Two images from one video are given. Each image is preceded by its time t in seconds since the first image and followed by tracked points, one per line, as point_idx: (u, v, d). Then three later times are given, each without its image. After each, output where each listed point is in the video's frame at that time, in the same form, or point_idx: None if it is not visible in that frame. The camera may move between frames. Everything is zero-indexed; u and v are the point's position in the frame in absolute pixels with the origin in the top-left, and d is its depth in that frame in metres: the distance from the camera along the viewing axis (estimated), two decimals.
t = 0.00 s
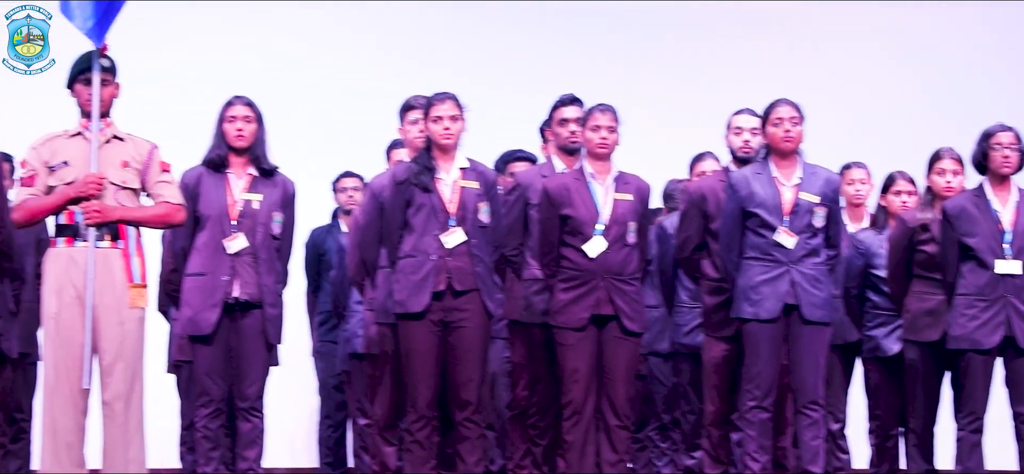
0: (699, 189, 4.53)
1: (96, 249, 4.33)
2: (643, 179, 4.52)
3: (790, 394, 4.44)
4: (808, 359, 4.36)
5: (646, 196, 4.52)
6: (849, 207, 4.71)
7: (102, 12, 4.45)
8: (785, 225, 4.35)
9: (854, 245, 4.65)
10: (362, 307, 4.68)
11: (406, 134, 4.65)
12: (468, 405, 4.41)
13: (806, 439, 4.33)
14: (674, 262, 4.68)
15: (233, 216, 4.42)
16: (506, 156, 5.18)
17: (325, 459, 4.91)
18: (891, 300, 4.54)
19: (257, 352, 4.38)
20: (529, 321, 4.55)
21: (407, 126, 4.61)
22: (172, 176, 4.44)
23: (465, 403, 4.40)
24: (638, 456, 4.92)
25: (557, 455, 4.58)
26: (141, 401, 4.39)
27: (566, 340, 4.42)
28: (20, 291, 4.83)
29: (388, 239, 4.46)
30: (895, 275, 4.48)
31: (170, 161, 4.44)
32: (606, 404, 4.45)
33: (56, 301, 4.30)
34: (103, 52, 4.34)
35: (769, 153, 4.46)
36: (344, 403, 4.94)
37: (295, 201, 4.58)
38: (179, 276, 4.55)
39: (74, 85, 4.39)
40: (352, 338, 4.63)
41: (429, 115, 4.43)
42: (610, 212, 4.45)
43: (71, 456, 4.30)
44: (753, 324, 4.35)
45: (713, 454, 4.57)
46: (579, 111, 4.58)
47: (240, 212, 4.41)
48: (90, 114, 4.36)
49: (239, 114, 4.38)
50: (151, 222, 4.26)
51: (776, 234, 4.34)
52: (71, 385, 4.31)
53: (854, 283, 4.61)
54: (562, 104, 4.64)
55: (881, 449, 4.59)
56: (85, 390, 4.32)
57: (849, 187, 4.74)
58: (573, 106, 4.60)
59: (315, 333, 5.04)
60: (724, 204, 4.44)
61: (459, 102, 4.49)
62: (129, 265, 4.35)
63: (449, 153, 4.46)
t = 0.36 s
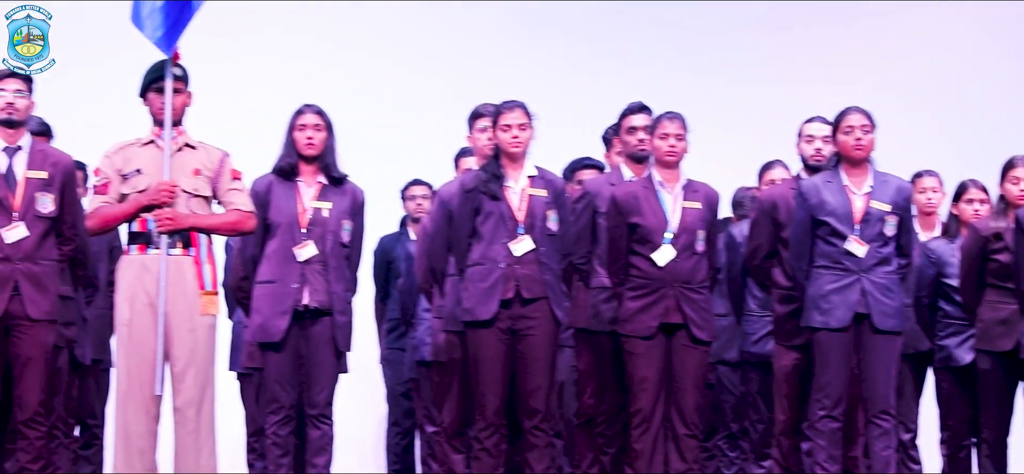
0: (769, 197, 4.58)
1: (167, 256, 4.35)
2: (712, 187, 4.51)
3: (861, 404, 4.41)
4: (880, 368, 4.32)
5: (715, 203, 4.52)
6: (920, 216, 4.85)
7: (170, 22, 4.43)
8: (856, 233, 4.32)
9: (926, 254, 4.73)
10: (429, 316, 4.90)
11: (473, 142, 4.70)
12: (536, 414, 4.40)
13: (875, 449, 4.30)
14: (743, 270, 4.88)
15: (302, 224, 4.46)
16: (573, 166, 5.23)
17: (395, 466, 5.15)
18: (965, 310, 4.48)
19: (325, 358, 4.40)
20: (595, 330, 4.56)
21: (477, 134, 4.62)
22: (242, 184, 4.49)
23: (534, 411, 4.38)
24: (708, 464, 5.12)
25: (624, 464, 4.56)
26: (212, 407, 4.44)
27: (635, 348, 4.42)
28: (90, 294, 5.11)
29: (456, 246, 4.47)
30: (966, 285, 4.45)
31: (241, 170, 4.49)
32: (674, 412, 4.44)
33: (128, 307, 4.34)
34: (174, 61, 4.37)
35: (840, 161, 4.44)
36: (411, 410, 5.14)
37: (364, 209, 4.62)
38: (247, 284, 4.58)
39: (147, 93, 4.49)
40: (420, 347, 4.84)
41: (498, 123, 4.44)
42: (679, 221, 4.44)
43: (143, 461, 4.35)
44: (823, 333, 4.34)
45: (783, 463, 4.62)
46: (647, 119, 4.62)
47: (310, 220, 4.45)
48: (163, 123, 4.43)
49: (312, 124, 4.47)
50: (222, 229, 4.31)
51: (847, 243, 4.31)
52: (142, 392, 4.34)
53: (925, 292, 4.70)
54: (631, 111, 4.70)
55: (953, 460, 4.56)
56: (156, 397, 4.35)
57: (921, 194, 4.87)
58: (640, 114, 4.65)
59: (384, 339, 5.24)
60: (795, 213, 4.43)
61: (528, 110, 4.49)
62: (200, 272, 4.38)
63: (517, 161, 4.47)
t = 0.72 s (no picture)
0: (837, 202, 4.58)
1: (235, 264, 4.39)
2: (778, 193, 4.50)
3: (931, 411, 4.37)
4: (950, 376, 4.28)
5: (782, 210, 4.50)
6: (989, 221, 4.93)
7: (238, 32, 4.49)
8: (925, 239, 4.29)
9: (996, 260, 4.73)
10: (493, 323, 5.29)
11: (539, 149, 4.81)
12: (602, 421, 4.39)
13: (946, 456, 4.27)
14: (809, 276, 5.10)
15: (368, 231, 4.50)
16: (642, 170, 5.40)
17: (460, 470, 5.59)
18: None
19: (392, 363, 4.42)
20: (662, 336, 4.63)
21: (541, 140, 4.72)
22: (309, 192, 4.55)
23: (600, 418, 4.39)
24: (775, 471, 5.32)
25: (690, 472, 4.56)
26: (280, 414, 4.46)
27: (701, 356, 4.41)
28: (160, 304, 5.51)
29: (521, 254, 4.48)
30: None
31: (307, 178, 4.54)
32: (741, 420, 4.41)
33: (196, 316, 4.37)
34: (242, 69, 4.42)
35: (908, 167, 4.42)
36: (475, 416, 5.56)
37: (428, 216, 4.66)
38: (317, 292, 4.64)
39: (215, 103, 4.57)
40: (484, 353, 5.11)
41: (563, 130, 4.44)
42: (746, 227, 4.44)
43: (212, 468, 4.37)
44: (891, 340, 4.32)
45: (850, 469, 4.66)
46: (712, 126, 4.63)
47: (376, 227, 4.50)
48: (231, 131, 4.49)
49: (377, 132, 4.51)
50: (289, 237, 4.35)
51: (915, 249, 4.29)
52: (210, 399, 4.37)
53: (994, 298, 4.73)
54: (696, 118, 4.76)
55: None
56: (224, 404, 4.37)
57: (990, 200, 4.95)
58: (705, 120, 4.67)
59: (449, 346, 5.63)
60: (862, 219, 4.43)
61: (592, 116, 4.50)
62: (267, 281, 4.41)
63: (582, 168, 4.48)
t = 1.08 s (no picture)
0: (916, 214, 4.59)
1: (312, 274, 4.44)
2: (856, 204, 4.51)
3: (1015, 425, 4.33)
4: None
5: (859, 221, 4.51)
6: None
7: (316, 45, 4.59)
8: (1005, 251, 4.23)
9: None
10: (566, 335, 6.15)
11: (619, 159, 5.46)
12: (678, 433, 4.47)
13: None
14: (886, 289, 5.41)
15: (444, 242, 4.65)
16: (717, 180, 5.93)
17: None
18: None
19: (467, 373, 4.53)
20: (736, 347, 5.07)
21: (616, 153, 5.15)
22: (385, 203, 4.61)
23: (676, 430, 4.46)
24: None
25: None
26: (355, 425, 4.51)
27: (779, 367, 4.45)
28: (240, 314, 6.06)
29: (598, 265, 4.62)
30: None
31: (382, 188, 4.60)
32: (819, 433, 4.44)
33: (274, 324, 4.43)
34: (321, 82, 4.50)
35: (989, 178, 4.37)
36: (549, 428, 6.42)
37: (502, 226, 4.80)
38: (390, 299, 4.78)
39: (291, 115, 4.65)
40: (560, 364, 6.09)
41: (638, 140, 4.56)
42: (823, 237, 4.46)
43: None
44: (971, 352, 4.27)
45: None
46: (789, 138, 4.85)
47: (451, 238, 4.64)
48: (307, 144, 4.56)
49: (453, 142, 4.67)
50: (366, 248, 4.42)
51: (995, 261, 4.23)
52: (288, 408, 4.41)
53: None
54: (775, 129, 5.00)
55: None
56: (302, 414, 4.40)
57: None
58: (781, 132, 4.88)
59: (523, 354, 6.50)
60: (943, 229, 4.37)
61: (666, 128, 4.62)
62: (342, 293, 4.46)
63: (656, 179, 4.60)
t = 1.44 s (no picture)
0: None
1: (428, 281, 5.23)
2: (974, 212, 5.38)
3: None
4: None
5: (977, 226, 5.37)
6: None
7: (430, 50, 5.70)
8: None
9: None
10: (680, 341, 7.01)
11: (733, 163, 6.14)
12: (795, 441, 5.37)
13: None
14: (1003, 299, 6.25)
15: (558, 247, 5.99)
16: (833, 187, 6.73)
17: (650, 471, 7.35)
18: None
19: (580, 378, 5.83)
20: (856, 355, 6.10)
21: (734, 156, 6.12)
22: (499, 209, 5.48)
23: (794, 437, 5.36)
24: None
25: None
26: (467, 427, 5.26)
27: (898, 375, 5.37)
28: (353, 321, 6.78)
29: (713, 268, 5.54)
30: None
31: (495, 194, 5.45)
32: (940, 441, 5.32)
33: (393, 335, 5.24)
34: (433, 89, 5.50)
35: None
36: (661, 434, 7.27)
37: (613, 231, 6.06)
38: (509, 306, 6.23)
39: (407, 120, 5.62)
40: (675, 372, 6.90)
41: (756, 146, 5.46)
42: (944, 244, 5.32)
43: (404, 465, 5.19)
44: None
45: None
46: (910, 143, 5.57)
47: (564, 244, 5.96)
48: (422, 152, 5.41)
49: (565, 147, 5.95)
50: (481, 254, 5.21)
51: None
52: (404, 413, 5.22)
53: None
54: (892, 134, 5.79)
55: None
56: (416, 420, 5.22)
57: None
58: (900, 135, 5.74)
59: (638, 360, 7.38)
60: None
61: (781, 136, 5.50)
62: (456, 297, 5.22)
63: (771, 186, 5.50)
